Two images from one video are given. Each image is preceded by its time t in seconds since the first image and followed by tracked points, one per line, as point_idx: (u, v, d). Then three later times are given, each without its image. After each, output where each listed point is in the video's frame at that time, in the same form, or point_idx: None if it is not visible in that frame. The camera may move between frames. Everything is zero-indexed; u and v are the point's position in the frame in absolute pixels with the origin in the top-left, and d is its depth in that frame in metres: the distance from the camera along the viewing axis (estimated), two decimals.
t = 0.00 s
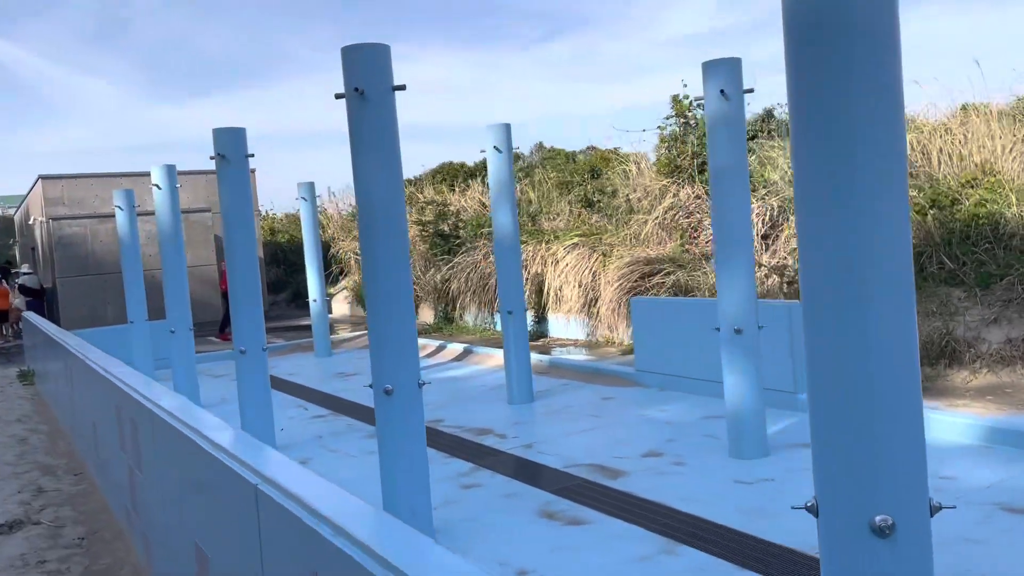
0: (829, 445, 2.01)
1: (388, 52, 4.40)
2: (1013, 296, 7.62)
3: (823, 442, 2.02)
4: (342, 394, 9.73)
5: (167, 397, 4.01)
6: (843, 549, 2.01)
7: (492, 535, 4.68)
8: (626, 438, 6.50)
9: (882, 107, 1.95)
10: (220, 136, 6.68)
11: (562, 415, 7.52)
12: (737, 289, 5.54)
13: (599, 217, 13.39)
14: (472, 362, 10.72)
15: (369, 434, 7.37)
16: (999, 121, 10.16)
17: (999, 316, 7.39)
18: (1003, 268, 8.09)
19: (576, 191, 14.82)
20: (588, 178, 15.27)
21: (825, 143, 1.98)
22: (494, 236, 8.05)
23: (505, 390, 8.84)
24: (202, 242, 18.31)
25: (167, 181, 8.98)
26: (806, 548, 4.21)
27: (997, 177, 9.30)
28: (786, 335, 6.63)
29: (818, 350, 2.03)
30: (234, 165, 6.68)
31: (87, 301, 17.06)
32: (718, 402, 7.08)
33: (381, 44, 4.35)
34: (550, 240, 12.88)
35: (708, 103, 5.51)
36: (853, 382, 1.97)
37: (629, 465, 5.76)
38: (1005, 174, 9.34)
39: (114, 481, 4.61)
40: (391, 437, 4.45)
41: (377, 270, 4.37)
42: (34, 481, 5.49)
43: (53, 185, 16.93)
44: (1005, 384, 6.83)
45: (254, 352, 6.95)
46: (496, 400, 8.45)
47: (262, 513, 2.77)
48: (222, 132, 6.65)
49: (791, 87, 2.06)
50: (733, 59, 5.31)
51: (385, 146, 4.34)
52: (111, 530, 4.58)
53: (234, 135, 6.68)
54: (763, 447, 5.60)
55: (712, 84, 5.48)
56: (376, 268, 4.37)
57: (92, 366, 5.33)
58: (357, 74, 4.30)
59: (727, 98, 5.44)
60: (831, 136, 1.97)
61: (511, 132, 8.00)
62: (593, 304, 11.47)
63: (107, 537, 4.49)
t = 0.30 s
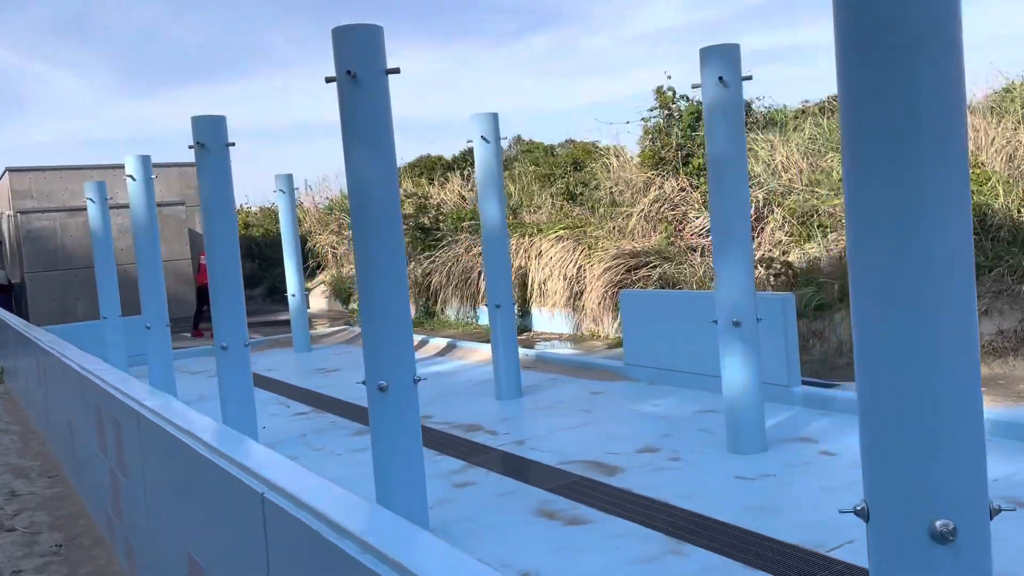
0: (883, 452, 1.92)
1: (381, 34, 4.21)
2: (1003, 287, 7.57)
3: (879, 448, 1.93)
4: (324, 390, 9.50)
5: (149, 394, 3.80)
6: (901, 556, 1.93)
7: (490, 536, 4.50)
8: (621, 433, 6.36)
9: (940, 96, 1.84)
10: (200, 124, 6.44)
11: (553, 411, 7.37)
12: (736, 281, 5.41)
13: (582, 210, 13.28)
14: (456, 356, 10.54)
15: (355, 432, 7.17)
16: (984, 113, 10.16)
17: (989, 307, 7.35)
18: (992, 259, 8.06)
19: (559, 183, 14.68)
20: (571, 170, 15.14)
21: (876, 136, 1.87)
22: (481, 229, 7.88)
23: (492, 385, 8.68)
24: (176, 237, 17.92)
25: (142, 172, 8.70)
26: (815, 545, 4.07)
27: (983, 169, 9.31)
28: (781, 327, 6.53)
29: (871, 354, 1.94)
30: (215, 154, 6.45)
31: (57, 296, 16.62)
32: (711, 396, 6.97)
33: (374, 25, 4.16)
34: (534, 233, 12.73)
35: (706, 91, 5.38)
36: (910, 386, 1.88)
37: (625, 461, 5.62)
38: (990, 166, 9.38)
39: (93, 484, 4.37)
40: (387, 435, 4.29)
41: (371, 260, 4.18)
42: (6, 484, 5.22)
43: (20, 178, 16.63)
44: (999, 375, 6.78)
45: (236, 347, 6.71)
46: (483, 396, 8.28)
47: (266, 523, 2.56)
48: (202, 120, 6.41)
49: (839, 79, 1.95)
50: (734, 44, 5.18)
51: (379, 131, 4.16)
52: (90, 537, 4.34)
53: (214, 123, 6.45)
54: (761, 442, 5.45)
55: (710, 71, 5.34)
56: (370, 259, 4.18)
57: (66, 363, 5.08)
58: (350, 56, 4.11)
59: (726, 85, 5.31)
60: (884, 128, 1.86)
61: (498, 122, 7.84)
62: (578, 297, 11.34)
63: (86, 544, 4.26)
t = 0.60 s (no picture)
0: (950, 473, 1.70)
1: (373, 28, 4.02)
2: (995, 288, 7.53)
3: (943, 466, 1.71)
4: (304, 395, 9.25)
5: (129, 411, 3.56)
6: None
7: (487, 554, 4.30)
8: (615, 440, 6.19)
9: (1014, 68, 1.57)
10: (176, 121, 6.17)
11: (542, 416, 7.19)
12: (736, 283, 5.25)
13: (565, 208, 13.15)
14: (440, 359, 10.34)
15: (339, 440, 6.93)
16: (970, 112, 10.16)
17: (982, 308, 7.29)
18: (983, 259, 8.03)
19: (541, 181, 14.51)
20: (554, 167, 14.97)
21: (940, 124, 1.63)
22: (469, 229, 7.68)
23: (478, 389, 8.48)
24: (148, 236, 17.49)
25: (115, 171, 8.38)
26: (827, 559, 3.91)
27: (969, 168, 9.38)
28: (777, 330, 6.40)
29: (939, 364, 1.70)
30: (192, 153, 6.18)
31: (25, 298, 16.13)
32: (704, 401, 6.83)
33: (365, 19, 3.97)
34: (517, 233, 12.56)
35: (704, 88, 5.22)
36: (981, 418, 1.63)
37: (622, 470, 5.44)
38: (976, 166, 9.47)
39: (68, 505, 4.08)
40: (379, 450, 4.08)
41: (364, 265, 3.98)
42: None
43: None
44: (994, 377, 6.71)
45: (215, 355, 6.43)
46: (470, 400, 8.08)
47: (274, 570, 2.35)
48: (178, 117, 6.15)
49: (899, 52, 1.71)
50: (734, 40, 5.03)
51: (372, 131, 3.96)
52: (64, 562, 4.06)
53: (191, 120, 6.18)
54: (762, 449, 5.29)
55: (709, 68, 5.19)
56: (362, 264, 3.98)
57: (36, 374, 4.80)
58: (342, 52, 3.92)
59: (725, 82, 5.15)
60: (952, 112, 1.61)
61: (485, 120, 7.65)
62: (563, 297, 11.18)
63: (59, 570, 3.97)
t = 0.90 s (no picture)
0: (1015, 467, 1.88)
1: (382, 17, 3.92)
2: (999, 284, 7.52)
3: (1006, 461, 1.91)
4: (300, 394, 9.12)
5: (135, 411, 3.41)
6: None
7: (501, 557, 4.21)
8: (621, 438, 6.11)
9: None
10: (173, 114, 6.03)
11: (545, 415, 7.10)
12: (747, 279, 5.18)
13: (559, 205, 13.05)
14: (436, 357, 10.23)
15: (339, 439, 6.82)
16: (968, 109, 10.14)
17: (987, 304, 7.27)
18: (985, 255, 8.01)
19: (536, 178, 14.38)
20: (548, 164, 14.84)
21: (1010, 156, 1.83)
22: (469, 225, 7.57)
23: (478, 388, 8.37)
24: (136, 233, 17.27)
25: (107, 166, 8.23)
26: (851, 562, 3.84)
27: (967, 164, 9.38)
28: (784, 327, 6.33)
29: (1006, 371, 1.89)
30: (190, 148, 6.05)
31: (11, 296, 15.88)
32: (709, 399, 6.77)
33: (375, 7, 3.87)
34: (513, 229, 12.45)
35: (715, 81, 5.14)
36: None
37: (632, 470, 5.35)
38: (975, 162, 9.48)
39: (70, 508, 3.94)
40: (389, 449, 3.98)
41: (374, 260, 3.88)
42: None
43: None
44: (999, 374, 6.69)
45: (214, 353, 6.29)
46: (470, 399, 7.98)
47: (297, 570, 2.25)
48: (175, 110, 6.01)
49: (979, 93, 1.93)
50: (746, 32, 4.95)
51: (383, 122, 3.86)
52: (65, 567, 3.91)
53: (188, 113, 6.05)
54: (773, 448, 5.24)
55: (719, 61, 5.11)
56: (372, 259, 3.88)
57: (33, 372, 4.64)
58: (352, 40, 3.82)
59: (736, 75, 5.07)
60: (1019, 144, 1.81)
61: (486, 114, 7.55)
62: (561, 294, 11.08)
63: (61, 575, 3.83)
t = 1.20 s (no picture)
0: None
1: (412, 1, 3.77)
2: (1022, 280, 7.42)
3: None
4: (309, 390, 8.97)
5: (164, 409, 3.27)
6: None
7: (532, 559, 4.07)
8: (644, 436, 5.98)
9: None
10: (186, 104, 5.88)
11: (563, 411, 6.97)
12: (777, 274, 5.05)
13: (567, 200, 12.92)
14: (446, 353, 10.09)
15: (353, 437, 6.68)
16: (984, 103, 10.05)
17: (1011, 300, 7.17)
18: (1007, 250, 7.91)
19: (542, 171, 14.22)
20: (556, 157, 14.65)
21: None
22: (484, 218, 7.43)
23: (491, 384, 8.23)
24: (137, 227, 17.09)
25: (113, 158, 8.07)
26: (897, 564, 3.71)
27: (984, 158, 9.27)
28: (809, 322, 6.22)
29: None
30: (202, 138, 5.90)
31: (11, 290, 15.71)
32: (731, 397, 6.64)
33: None
34: (521, 224, 12.31)
35: (745, 70, 5.00)
36: None
37: (658, 469, 5.22)
38: (992, 156, 9.37)
39: (89, 510, 3.77)
40: (419, 448, 3.86)
41: (405, 251, 3.75)
42: None
43: None
44: None
45: (227, 348, 6.13)
46: (483, 395, 7.84)
47: None
48: (187, 99, 5.86)
49: None
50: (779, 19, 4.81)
51: (413, 110, 3.71)
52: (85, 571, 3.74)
53: (201, 103, 5.90)
54: (804, 447, 5.11)
55: (751, 50, 4.97)
56: (403, 250, 3.75)
57: (48, 368, 4.49)
58: (382, 25, 3.68)
59: (768, 64, 4.93)
60: None
61: (501, 105, 7.40)
62: (571, 289, 10.94)
63: None
